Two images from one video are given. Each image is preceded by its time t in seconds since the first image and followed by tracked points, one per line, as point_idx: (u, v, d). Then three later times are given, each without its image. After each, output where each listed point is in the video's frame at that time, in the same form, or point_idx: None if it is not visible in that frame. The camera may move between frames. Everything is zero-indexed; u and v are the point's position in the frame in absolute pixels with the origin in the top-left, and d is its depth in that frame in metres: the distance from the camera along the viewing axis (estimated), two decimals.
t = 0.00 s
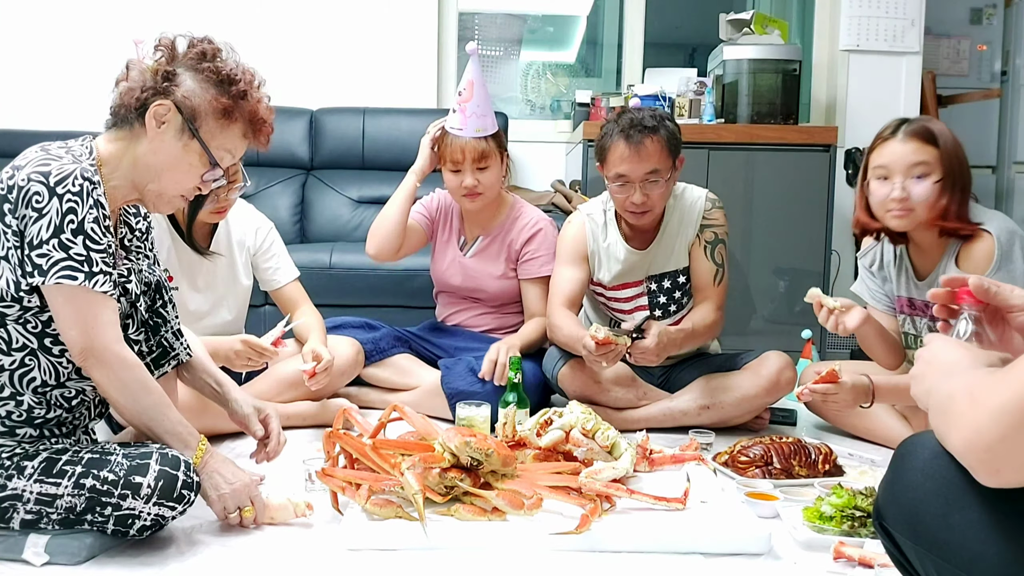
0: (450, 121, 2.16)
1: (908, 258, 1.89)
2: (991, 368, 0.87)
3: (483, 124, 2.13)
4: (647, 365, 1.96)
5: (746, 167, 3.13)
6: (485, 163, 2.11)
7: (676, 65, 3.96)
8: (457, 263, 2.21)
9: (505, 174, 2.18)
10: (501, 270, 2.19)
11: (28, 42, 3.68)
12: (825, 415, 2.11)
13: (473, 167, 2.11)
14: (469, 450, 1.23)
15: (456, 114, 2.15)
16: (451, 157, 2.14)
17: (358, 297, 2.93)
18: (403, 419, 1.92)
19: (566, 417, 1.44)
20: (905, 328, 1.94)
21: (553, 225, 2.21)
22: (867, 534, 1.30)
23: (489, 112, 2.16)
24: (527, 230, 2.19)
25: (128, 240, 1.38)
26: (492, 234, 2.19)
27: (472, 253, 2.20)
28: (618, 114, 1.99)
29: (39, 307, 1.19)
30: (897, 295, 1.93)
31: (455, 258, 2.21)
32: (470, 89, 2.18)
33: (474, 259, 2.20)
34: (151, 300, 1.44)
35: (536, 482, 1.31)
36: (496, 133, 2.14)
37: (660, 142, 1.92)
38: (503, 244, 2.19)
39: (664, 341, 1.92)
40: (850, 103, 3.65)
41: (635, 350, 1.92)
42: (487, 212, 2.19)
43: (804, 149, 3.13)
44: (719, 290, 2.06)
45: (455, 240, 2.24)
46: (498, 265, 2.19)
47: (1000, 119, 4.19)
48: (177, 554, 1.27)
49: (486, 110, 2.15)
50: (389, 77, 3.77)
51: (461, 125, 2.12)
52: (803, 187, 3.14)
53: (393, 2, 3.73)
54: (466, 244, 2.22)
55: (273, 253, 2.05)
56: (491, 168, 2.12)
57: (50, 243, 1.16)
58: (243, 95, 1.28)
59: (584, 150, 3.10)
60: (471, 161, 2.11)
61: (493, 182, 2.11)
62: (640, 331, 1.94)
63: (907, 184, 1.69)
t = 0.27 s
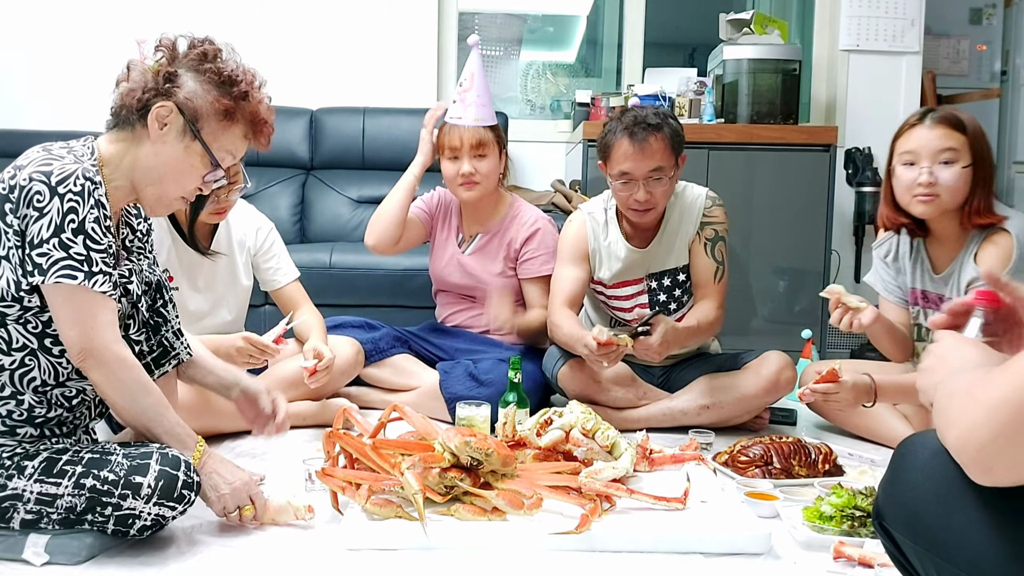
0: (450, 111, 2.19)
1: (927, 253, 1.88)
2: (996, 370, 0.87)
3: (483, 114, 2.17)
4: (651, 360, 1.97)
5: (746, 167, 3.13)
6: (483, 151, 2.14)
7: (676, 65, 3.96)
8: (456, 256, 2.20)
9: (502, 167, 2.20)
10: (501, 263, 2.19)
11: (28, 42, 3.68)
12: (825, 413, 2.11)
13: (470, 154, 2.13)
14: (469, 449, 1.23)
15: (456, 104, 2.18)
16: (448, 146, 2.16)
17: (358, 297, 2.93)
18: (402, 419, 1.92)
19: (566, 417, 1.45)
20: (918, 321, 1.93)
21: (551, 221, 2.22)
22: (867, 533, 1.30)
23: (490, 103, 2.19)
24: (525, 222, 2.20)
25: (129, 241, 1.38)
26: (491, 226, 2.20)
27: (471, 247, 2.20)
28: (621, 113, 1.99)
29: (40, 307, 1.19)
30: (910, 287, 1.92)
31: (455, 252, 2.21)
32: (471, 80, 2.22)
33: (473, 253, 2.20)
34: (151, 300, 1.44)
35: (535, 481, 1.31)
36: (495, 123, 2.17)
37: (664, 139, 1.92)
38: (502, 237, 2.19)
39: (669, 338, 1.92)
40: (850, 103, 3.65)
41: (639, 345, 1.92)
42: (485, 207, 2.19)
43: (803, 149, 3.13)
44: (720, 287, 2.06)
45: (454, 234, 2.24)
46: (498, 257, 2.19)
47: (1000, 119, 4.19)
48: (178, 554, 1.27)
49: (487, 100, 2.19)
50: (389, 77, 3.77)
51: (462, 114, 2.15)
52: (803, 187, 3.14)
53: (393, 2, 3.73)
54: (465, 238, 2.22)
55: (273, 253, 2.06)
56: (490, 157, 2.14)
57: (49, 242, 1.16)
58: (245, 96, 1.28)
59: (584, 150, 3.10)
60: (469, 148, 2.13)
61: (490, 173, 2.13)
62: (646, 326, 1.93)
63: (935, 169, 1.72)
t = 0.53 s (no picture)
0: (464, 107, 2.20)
1: (950, 242, 1.86)
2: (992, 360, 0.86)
3: (496, 113, 2.17)
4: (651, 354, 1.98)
5: (746, 166, 3.13)
6: (494, 148, 2.15)
7: (676, 65, 3.96)
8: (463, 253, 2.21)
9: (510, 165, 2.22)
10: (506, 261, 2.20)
11: (29, 42, 3.69)
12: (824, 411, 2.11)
13: (482, 150, 2.14)
14: (469, 449, 1.23)
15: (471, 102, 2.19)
16: (459, 142, 2.17)
17: (358, 297, 2.93)
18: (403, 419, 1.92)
19: (566, 417, 1.44)
20: (932, 309, 1.92)
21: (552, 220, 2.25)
22: (867, 534, 1.30)
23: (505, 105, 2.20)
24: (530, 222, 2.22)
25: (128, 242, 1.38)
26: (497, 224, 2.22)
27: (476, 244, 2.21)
28: (622, 112, 1.99)
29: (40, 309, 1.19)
30: (928, 275, 1.89)
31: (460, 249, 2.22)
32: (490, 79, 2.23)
33: (478, 250, 2.21)
34: (151, 299, 1.44)
35: (535, 481, 1.31)
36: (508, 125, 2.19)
37: (666, 138, 1.92)
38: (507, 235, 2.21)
39: (667, 331, 1.92)
40: (850, 103, 3.65)
41: (636, 340, 1.93)
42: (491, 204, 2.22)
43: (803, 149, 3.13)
44: (721, 281, 2.05)
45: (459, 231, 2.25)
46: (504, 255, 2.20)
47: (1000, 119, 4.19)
48: (178, 554, 1.27)
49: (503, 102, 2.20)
50: (389, 77, 3.77)
51: (477, 110, 2.15)
52: (803, 186, 3.14)
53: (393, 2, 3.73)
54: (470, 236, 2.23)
55: (273, 253, 2.06)
56: (500, 154, 2.16)
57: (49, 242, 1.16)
58: (232, 80, 1.27)
59: (584, 150, 3.10)
60: (481, 144, 2.14)
61: (497, 171, 2.14)
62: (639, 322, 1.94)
63: (961, 152, 1.69)
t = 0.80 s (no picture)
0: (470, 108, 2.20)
1: (969, 236, 1.84)
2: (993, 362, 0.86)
3: (502, 114, 2.17)
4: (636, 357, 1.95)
5: (746, 166, 3.13)
6: (499, 149, 2.16)
7: (676, 64, 3.96)
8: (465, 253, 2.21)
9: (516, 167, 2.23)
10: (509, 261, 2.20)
11: (29, 42, 3.68)
12: (825, 411, 2.11)
13: (487, 150, 2.15)
14: (469, 450, 1.23)
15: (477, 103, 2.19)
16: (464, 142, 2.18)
17: (357, 297, 2.93)
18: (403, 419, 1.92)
19: (565, 417, 1.44)
20: (944, 304, 1.91)
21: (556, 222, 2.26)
22: (867, 534, 1.30)
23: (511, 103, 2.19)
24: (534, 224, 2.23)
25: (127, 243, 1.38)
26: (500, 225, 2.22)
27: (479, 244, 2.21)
28: (617, 112, 1.99)
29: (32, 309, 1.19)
30: (944, 270, 1.88)
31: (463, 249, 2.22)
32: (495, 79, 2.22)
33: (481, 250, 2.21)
34: (151, 299, 1.44)
35: (535, 481, 1.31)
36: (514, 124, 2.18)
37: (660, 137, 1.92)
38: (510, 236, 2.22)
39: (653, 333, 1.91)
40: (850, 103, 3.65)
41: (623, 342, 1.92)
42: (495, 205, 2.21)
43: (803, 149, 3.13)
44: (719, 280, 2.04)
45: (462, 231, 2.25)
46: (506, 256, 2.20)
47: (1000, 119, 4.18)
48: (178, 554, 1.27)
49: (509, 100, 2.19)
50: (389, 77, 3.77)
51: (482, 111, 2.15)
52: (803, 186, 3.14)
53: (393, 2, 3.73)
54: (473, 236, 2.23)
55: (274, 252, 2.06)
56: (505, 156, 2.17)
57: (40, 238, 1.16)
58: (231, 79, 1.27)
59: (584, 150, 3.09)
60: (486, 145, 2.15)
61: (502, 172, 2.15)
62: (627, 324, 1.92)
63: (966, 154, 1.66)
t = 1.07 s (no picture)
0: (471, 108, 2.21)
1: (977, 239, 1.82)
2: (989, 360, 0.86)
3: (502, 113, 2.18)
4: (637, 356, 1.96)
5: (746, 166, 3.13)
6: (501, 150, 2.16)
7: (676, 64, 3.95)
8: (466, 254, 2.21)
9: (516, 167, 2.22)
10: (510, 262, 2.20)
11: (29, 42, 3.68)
12: (826, 410, 2.11)
13: (489, 151, 2.15)
14: (469, 450, 1.23)
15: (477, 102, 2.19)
16: (466, 142, 2.18)
17: (357, 297, 2.92)
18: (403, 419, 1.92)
19: (566, 417, 1.44)
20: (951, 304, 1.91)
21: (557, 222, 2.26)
22: (867, 533, 1.31)
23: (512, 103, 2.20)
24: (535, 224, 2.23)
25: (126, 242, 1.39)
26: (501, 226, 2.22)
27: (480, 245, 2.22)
28: (610, 112, 1.99)
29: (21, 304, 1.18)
30: (951, 271, 1.88)
31: (464, 249, 2.22)
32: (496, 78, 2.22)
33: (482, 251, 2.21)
34: (150, 299, 1.44)
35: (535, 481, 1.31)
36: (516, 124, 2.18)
37: (653, 135, 1.92)
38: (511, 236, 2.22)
39: (656, 333, 1.92)
40: (850, 103, 3.65)
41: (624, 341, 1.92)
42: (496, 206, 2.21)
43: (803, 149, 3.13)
44: (714, 278, 2.05)
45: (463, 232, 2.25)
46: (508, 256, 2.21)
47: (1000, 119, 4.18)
48: (178, 554, 1.27)
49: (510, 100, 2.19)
50: (389, 77, 3.77)
51: (482, 111, 2.16)
52: (803, 186, 3.14)
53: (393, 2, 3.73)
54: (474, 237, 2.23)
55: (273, 251, 2.05)
56: (506, 156, 2.17)
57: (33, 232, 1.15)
58: (222, 70, 1.27)
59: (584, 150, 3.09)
60: (488, 146, 2.15)
61: (502, 174, 2.15)
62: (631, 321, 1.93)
63: (963, 171, 1.66)
